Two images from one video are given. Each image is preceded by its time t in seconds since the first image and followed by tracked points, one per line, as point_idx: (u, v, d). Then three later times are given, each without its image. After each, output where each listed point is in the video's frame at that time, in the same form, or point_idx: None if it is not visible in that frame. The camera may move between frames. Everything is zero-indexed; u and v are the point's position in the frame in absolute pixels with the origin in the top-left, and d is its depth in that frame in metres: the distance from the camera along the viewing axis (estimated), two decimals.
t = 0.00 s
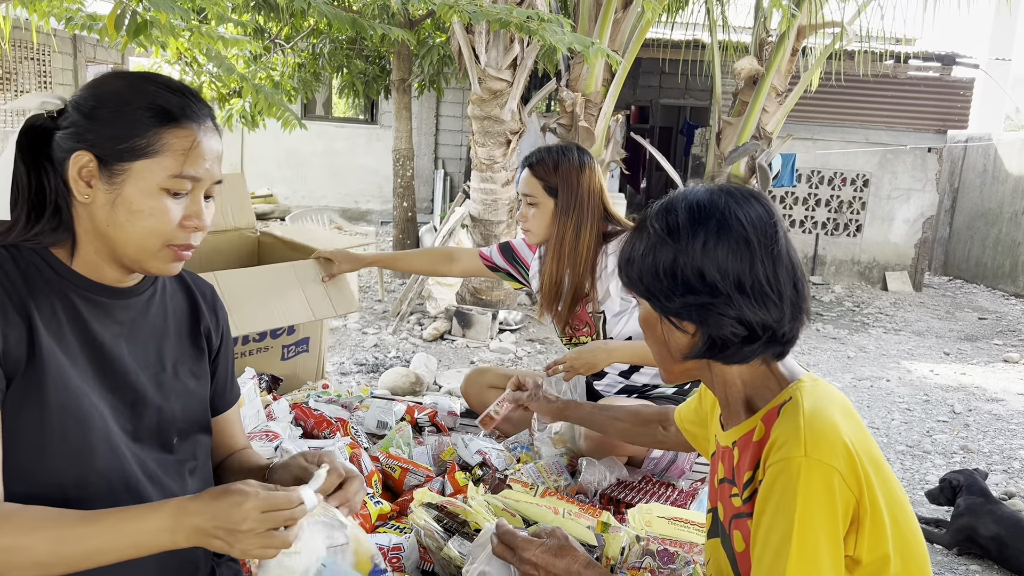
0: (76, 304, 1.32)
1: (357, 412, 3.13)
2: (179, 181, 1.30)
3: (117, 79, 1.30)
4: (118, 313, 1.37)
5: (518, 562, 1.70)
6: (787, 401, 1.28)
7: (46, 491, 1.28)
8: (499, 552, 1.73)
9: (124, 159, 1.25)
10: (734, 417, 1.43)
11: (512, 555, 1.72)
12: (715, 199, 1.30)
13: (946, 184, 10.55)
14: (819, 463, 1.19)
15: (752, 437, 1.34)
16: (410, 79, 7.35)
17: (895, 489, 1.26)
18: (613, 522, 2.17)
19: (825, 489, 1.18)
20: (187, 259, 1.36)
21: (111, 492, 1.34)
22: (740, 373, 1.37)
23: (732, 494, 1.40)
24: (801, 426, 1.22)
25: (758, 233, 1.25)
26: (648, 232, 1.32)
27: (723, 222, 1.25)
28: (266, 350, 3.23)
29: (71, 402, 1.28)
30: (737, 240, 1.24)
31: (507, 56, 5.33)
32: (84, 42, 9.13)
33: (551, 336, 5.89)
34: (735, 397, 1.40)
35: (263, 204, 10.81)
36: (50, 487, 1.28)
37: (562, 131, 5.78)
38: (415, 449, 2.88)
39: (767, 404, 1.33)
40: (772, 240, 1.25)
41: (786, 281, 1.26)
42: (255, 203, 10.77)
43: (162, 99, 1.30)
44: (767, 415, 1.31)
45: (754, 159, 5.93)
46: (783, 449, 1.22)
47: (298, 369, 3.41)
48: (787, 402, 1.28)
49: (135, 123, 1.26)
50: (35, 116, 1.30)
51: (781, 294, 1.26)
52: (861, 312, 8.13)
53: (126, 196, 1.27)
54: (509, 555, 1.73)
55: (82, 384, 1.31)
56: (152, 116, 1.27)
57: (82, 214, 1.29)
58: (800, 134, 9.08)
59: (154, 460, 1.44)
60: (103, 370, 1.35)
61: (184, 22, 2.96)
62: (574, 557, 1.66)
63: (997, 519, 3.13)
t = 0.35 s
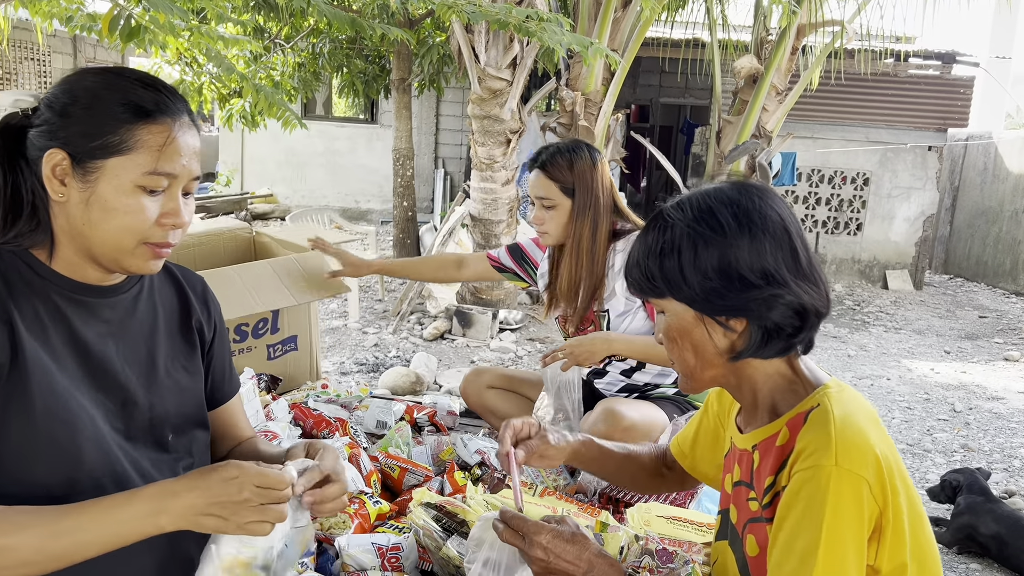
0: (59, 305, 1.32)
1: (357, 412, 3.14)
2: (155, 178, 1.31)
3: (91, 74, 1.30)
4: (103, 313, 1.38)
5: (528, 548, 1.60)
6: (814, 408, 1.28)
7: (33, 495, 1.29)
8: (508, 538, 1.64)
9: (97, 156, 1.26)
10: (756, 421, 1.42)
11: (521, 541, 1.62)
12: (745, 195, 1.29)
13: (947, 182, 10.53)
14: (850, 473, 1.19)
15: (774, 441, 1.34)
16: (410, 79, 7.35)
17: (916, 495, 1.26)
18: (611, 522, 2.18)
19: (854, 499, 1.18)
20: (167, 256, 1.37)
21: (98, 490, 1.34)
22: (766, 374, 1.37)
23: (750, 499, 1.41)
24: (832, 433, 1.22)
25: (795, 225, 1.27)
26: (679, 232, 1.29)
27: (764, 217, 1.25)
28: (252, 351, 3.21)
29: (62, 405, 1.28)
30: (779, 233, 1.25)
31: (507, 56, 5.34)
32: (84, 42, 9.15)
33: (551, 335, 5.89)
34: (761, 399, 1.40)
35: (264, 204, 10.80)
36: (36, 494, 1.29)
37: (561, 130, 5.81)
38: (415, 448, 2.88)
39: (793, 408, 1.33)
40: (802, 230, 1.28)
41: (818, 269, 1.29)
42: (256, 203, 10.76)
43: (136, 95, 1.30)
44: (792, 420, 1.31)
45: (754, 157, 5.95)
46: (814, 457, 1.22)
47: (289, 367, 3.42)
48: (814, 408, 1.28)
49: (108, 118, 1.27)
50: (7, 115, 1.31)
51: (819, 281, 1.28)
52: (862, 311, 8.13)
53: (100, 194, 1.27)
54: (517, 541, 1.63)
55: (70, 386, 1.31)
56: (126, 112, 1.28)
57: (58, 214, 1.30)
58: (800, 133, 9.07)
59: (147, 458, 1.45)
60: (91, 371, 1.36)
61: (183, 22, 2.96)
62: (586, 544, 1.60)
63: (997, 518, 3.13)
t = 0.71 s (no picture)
0: (50, 308, 1.32)
1: (358, 412, 3.14)
2: (149, 181, 1.31)
3: (80, 76, 1.29)
4: (95, 314, 1.38)
5: (535, 546, 1.60)
6: (828, 418, 1.28)
7: (28, 502, 1.28)
8: (514, 534, 1.61)
9: (90, 160, 1.26)
10: (768, 427, 1.42)
11: (528, 539, 1.61)
12: (758, 197, 1.29)
13: (949, 181, 10.51)
14: (863, 489, 1.18)
15: (786, 450, 1.33)
16: (411, 79, 7.34)
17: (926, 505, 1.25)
18: (613, 522, 2.15)
19: (866, 512, 1.18)
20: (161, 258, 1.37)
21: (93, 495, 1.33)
22: (781, 381, 1.37)
23: (758, 505, 1.41)
24: (847, 448, 1.21)
25: (811, 227, 1.27)
26: (694, 235, 1.28)
27: (780, 219, 1.25)
28: (252, 352, 3.21)
29: (58, 410, 1.28)
30: (795, 236, 1.24)
31: (508, 55, 5.33)
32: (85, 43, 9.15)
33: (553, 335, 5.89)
34: (773, 405, 1.39)
35: (265, 204, 10.79)
36: (30, 500, 1.28)
37: (562, 129, 5.83)
38: (416, 449, 2.88)
39: (806, 417, 1.32)
40: (816, 233, 1.28)
41: (834, 274, 1.29)
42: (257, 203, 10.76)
43: (126, 96, 1.30)
44: (805, 430, 1.31)
45: (756, 156, 5.94)
46: (826, 471, 1.21)
47: (292, 371, 3.42)
48: (827, 419, 1.28)
49: (101, 120, 1.27)
50: None
51: (833, 285, 1.28)
52: (864, 309, 8.11)
53: (95, 198, 1.27)
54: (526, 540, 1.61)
55: (64, 389, 1.31)
56: (117, 113, 1.28)
57: (49, 217, 1.30)
58: (802, 131, 9.06)
59: (145, 460, 1.45)
60: (85, 373, 1.36)
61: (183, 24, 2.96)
62: (593, 542, 1.60)
63: (999, 516, 3.12)
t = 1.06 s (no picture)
0: (48, 310, 1.32)
1: (363, 412, 3.14)
2: (155, 184, 1.32)
3: (77, 78, 1.29)
4: (95, 314, 1.38)
5: (535, 547, 1.58)
6: (825, 418, 1.27)
7: (29, 508, 1.29)
8: (514, 535, 1.60)
9: (97, 163, 1.27)
10: (764, 427, 1.42)
11: (529, 540, 1.59)
12: (742, 198, 1.28)
13: (954, 178, 10.48)
14: (860, 488, 1.18)
15: (783, 450, 1.33)
16: (414, 78, 7.35)
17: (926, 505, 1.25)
18: (617, 521, 2.17)
19: (862, 510, 1.18)
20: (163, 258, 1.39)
21: (94, 497, 1.35)
22: (776, 381, 1.37)
23: (757, 506, 1.41)
24: (843, 447, 1.21)
25: (793, 231, 1.23)
26: (674, 235, 1.29)
27: (755, 221, 1.24)
28: (257, 353, 3.22)
29: (60, 414, 1.29)
30: (771, 241, 1.22)
31: (511, 54, 5.33)
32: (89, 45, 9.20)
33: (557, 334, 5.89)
34: (769, 405, 1.39)
35: (269, 204, 10.81)
36: (31, 507, 1.29)
37: (565, 128, 5.85)
38: (421, 448, 2.90)
39: (802, 417, 1.32)
40: (805, 236, 1.24)
41: (820, 278, 1.25)
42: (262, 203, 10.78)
43: (129, 98, 1.31)
44: (802, 430, 1.31)
45: (759, 154, 5.95)
46: (822, 472, 1.21)
47: (296, 370, 3.43)
48: (824, 418, 1.27)
49: (103, 122, 1.27)
50: None
51: (817, 291, 1.24)
52: (868, 307, 8.10)
53: (101, 201, 1.28)
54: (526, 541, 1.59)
55: (63, 391, 1.32)
56: (119, 114, 1.29)
57: (51, 219, 1.30)
58: (805, 129, 9.05)
59: (147, 460, 1.47)
60: (87, 377, 1.37)
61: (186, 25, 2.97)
62: (593, 544, 1.58)
63: (1005, 514, 3.12)
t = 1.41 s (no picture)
0: (50, 313, 1.33)
1: (372, 411, 3.15)
2: (170, 187, 1.34)
3: (79, 83, 1.30)
4: (96, 318, 1.39)
5: (539, 552, 1.62)
6: (813, 408, 1.27)
7: (39, 510, 1.30)
8: (520, 543, 1.65)
9: (115, 168, 1.28)
10: (758, 419, 1.41)
11: (534, 546, 1.64)
12: (731, 195, 1.29)
13: (964, 174, 10.42)
14: (847, 476, 1.18)
15: (775, 442, 1.33)
16: (421, 77, 7.35)
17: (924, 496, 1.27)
18: (628, 519, 2.17)
19: (853, 500, 1.17)
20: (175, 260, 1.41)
21: (102, 498, 1.36)
22: (765, 374, 1.36)
23: (755, 498, 1.41)
24: (828, 435, 1.21)
25: (775, 231, 1.23)
26: (662, 231, 1.31)
27: (737, 220, 1.24)
28: (268, 352, 3.24)
29: (63, 421, 1.30)
30: (751, 239, 1.23)
31: (518, 52, 5.33)
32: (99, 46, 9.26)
33: (565, 332, 5.90)
34: (762, 397, 1.39)
35: (278, 204, 10.85)
36: (32, 508, 1.30)
37: (573, 126, 5.85)
38: (430, 446, 2.91)
39: (793, 408, 1.32)
40: (790, 237, 1.24)
41: (803, 279, 1.24)
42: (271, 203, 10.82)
43: (137, 101, 1.31)
44: (792, 421, 1.30)
45: (767, 152, 5.93)
46: (809, 460, 1.22)
47: (306, 369, 3.44)
48: (813, 408, 1.28)
49: (111, 128, 1.28)
50: None
51: (799, 293, 1.24)
52: (878, 304, 8.07)
53: (121, 206, 1.30)
54: (531, 546, 1.65)
55: (69, 395, 1.32)
56: (127, 118, 1.29)
57: (64, 224, 1.31)
58: (814, 126, 9.01)
59: (156, 460, 1.48)
60: (90, 379, 1.37)
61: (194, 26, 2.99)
62: (597, 549, 1.60)
63: (1017, 513, 3.11)
